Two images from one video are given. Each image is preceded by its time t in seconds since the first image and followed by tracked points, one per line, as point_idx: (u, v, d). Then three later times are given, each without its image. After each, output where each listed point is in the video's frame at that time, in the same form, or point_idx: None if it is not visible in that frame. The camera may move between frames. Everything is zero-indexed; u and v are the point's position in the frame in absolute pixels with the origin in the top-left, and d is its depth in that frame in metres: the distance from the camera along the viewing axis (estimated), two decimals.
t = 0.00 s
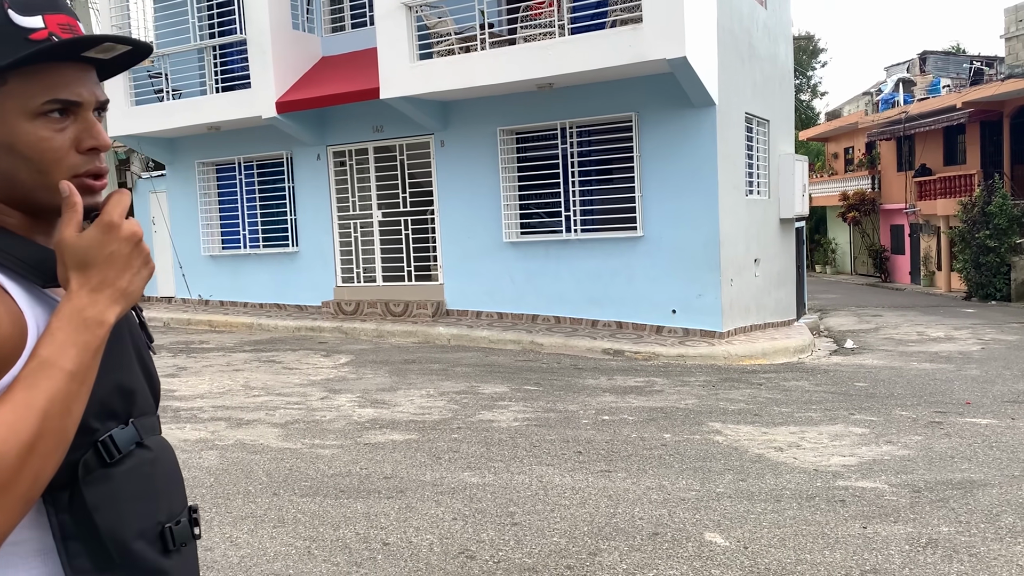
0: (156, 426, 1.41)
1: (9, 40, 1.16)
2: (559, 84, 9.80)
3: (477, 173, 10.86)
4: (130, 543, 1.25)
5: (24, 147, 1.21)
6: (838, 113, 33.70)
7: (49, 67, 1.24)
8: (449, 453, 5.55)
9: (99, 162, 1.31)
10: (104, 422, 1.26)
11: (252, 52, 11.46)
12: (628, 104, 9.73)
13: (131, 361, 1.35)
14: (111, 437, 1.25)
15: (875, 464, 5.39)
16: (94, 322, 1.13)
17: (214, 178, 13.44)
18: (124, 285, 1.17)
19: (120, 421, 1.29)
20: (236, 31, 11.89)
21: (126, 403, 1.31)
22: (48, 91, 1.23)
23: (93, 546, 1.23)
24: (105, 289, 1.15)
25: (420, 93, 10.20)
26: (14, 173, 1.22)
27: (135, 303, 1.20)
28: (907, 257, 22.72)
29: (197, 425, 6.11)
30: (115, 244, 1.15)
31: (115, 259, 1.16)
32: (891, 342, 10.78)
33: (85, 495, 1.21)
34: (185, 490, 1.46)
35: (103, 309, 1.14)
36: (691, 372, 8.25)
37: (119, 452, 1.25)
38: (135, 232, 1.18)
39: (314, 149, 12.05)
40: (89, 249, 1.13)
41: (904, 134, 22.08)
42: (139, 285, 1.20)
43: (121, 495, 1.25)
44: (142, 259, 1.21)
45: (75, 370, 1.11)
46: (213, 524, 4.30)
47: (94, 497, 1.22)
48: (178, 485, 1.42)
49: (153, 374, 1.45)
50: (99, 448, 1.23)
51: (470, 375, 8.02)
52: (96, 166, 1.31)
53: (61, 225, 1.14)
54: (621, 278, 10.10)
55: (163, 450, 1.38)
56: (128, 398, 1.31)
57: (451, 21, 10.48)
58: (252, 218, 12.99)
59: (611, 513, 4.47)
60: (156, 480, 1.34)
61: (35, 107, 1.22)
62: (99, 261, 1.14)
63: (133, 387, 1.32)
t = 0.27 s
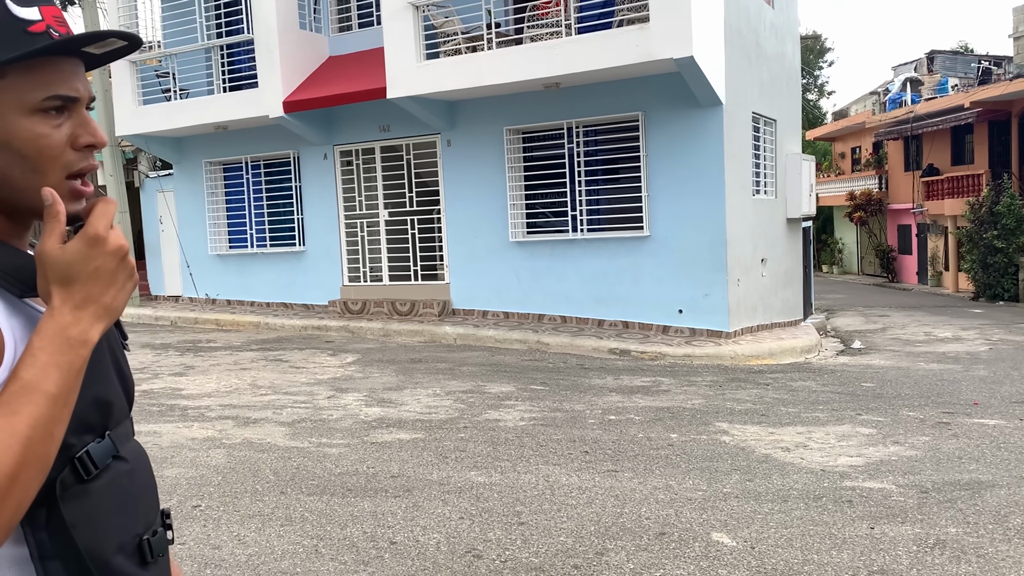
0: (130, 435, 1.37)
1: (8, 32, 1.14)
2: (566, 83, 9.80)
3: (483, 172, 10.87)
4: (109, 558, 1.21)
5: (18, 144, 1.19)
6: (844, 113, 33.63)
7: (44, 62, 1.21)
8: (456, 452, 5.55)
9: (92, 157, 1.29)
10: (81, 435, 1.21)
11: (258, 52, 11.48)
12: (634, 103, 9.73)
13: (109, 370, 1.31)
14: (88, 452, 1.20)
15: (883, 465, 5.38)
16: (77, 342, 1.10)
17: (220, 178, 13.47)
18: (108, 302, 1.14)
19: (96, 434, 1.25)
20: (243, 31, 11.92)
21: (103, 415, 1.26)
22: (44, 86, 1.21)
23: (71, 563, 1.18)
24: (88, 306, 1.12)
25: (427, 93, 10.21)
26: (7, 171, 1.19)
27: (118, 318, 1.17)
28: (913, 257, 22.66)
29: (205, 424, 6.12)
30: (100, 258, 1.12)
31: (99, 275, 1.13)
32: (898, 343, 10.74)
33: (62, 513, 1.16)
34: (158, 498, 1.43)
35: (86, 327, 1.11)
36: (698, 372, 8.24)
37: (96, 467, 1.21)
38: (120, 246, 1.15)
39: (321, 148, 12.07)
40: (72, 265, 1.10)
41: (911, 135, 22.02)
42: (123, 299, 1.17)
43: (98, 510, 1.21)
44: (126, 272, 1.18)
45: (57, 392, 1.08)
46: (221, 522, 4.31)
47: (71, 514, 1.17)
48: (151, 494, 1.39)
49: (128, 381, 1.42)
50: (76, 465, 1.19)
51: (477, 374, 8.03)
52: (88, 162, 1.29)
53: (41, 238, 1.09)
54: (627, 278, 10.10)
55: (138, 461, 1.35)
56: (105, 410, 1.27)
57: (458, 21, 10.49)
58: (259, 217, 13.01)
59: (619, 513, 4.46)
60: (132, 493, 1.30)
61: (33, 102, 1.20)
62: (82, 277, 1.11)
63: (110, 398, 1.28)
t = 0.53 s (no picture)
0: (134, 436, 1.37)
1: (3, 37, 1.09)
2: (572, 82, 9.79)
3: (489, 172, 10.88)
4: (125, 556, 1.22)
5: (13, 150, 1.15)
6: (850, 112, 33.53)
7: (40, 65, 1.17)
8: (462, 451, 5.55)
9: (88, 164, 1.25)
10: (93, 435, 1.22)
11: (265, 52, 11.51)
12: (640, 102, 9.73)
13: (116, 373, 1.31)
14: (101, 453, 1.21)
15: (889, 464, 5.36)
16: (99, 344, 1.10)
17: (227, 178, 13.51)
18: (127, 304, 1.15)
19: (106, 436, 1.25)
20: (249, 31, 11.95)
21: (112, 416, 1.27)
22: (42, 91, 1.17)
23: (92, 561, 1.19)
24: (109, 309, 1.12)
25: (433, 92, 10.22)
26: None
27: (135, 321, 1.18)
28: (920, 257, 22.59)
29: (212, 423, 6.13)
30: (119, 261, 1.13)
31: (119, 278, 1.13)
32: (905, 343, 10.71)
33: (81, 511, 1.17)
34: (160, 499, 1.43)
35: (108, 330, 1.11)
36: (704, 371, 8.24)
37: (110, 467, 1.22)
38: (137, 249, 1.16)
39: (327, 147, 12.09)
40: (93, 268, 1.10)
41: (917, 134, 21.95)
42: (140, 302, 1.18)
43: (113, 509, 1.22)
44: (142, 275, 1.19)
45: (84, 394, 1.08)
46: (228, 521, 4.32)
47: (90, 512, 1.18)
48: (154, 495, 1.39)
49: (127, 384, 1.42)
50: (91, 465, 1.19)
51: (483, 373, 8.03)
52: (84, 167, 1.25)
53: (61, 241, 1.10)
54: (633, 277, 10.09)
55: (142, 461, 1.35)
56: (115, 411, 1.28)
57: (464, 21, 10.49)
58: (265, 217, 13.04)
59: (625, 512, 4.46)
60: (140, 492, 1.30)
61: (29, 107, 1.16)
62: (102, 281, 1.11)
63: (118, 400, 1.29)
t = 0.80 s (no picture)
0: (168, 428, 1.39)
1: (55, 40, 1.12)
2: (575, 81, 9.79)
3: (492, 172, 10.87)
4: (163, 545, 1.23)
5: (63, 150, 1.17)
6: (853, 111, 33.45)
7: (90, 70, 1.19)
8: (466, 450, 5.56)
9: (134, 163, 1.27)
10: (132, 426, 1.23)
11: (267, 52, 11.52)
12: (643, 101, 9.72)
13: (152, 366, 1.33)
14: (139, 444, 1.22)
15: (893, 463, 5.35)
16: (141, 337, 1.13)
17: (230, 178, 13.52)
18: (167, 299, 1.17)
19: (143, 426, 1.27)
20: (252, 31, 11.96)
21: (149, 407, 1.28)
22: (92, 93, 1.19)
23: (132, 551, 1.20)
24: (150, 303, 1.14)
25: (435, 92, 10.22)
26: (53, 176, 1.18)
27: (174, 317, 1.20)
28: (923, 255, 22.54)
29: (216, 422, 6.14)
30: (160, 258, 1.15)
31: (160, 274, 1.16)
32: (908, 341, 10.70)
33: (122, 499, 1.18)
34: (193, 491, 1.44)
35: (149, 324, 1.14)
36: (707, 370, 8.24)
37: (148, 457, 1.23)
38: (178, 247, 1.19)
39: (330, 147, 12.10)
40: (135, 264, 1.13)
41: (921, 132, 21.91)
42: (179, 298, 1.20)
43: (151, 497, 1.23)
44: (181, 272, 1.21)
45: (128, 382, 1.10)
46: (233, 520, 4.33)
47: (130, 501, 1.19)
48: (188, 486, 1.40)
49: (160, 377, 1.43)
50: (130, 455, 1.20)
51: (486, 373, 8.03)
52: (129, 168, 1.27)
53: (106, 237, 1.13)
54: (636, 276, 10.09)
55: (177, 453, 1.37)
56: (152, 403, 1.29)
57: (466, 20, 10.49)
58: (268, 216, 13.05)
59: (628, 511, 4.47)
60: (177, 484, 1.32)
61: (79, 110, 1.18)
62: (144, 276, 1.14)
63: (155, 392, 1.30)
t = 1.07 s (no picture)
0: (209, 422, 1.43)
1: (94, 46, 1.17)
2: (573, 82, 9.80)
3: (491, 172, 10.88)
4: (204, 535, 1.28)
5: (107, 150, 1.22)
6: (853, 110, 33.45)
7: (130, 70, 1.24)
8: (465, 451, 5.57)
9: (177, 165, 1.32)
10: (177, 420, 1.28)
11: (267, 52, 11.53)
12: (641, 101, 9.73)
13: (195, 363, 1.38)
14: (182, 436, 1.27)
15: (892, 463, 5.36)
16: (183, 331, 1.17)
17: (229, 178, 13.53)
18: (208, 297, 1.21)
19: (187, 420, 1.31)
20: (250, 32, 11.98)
21: (194, 402, 1.32)
22: (133, 94, 1.24)
23: (173, 538, 1.25)
24: (192, 301, 1.18)
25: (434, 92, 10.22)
26: (97, 175, 1.24)
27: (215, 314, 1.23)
28: (923, 254, 22.55)
29: (215, 423, 6.15)
30: (203, 259, 1.20)
31: (203, 272, 1.20)
32: (908, 340, 10.71)
33: (166, 490, 1.23)
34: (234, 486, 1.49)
35: (191, 320, 1.18)
36: (706, 370, 8.25)
37: (191, 449, 1.28)
38: (221, 250, 1.23)
39: (329, 147, 12.09)
40: (181, 263, 1.18)
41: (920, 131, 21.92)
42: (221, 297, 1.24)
43: (194, 489, 1.28)
44: (224, 273, 1.25)
45: (169, 374, 1.14)
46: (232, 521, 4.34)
47: (172, 492, 1.24)
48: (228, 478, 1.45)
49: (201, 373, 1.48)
50: (173, 446, 1.25)
51: (486, 373, 8.04)
52: (171, 168, 1.32)
53: (155, 236, 1.18)
54: (636, 276, 10.09)
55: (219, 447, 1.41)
56: (194, 397, 1.34)
57: (465, 20, 10.50)
58: (268, 216, 13.06)
59: (627, 511, 4.47)
60: (219, 477, 1.36)
61: (120, 111, 1.22)
62: (189, 274, 1.18)
63: (199, 387, 1.35)
